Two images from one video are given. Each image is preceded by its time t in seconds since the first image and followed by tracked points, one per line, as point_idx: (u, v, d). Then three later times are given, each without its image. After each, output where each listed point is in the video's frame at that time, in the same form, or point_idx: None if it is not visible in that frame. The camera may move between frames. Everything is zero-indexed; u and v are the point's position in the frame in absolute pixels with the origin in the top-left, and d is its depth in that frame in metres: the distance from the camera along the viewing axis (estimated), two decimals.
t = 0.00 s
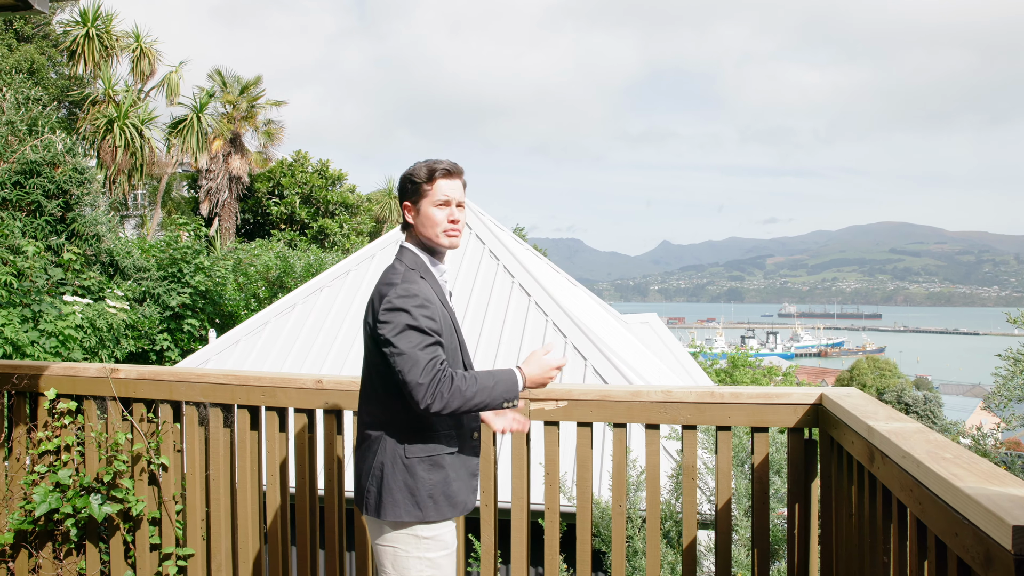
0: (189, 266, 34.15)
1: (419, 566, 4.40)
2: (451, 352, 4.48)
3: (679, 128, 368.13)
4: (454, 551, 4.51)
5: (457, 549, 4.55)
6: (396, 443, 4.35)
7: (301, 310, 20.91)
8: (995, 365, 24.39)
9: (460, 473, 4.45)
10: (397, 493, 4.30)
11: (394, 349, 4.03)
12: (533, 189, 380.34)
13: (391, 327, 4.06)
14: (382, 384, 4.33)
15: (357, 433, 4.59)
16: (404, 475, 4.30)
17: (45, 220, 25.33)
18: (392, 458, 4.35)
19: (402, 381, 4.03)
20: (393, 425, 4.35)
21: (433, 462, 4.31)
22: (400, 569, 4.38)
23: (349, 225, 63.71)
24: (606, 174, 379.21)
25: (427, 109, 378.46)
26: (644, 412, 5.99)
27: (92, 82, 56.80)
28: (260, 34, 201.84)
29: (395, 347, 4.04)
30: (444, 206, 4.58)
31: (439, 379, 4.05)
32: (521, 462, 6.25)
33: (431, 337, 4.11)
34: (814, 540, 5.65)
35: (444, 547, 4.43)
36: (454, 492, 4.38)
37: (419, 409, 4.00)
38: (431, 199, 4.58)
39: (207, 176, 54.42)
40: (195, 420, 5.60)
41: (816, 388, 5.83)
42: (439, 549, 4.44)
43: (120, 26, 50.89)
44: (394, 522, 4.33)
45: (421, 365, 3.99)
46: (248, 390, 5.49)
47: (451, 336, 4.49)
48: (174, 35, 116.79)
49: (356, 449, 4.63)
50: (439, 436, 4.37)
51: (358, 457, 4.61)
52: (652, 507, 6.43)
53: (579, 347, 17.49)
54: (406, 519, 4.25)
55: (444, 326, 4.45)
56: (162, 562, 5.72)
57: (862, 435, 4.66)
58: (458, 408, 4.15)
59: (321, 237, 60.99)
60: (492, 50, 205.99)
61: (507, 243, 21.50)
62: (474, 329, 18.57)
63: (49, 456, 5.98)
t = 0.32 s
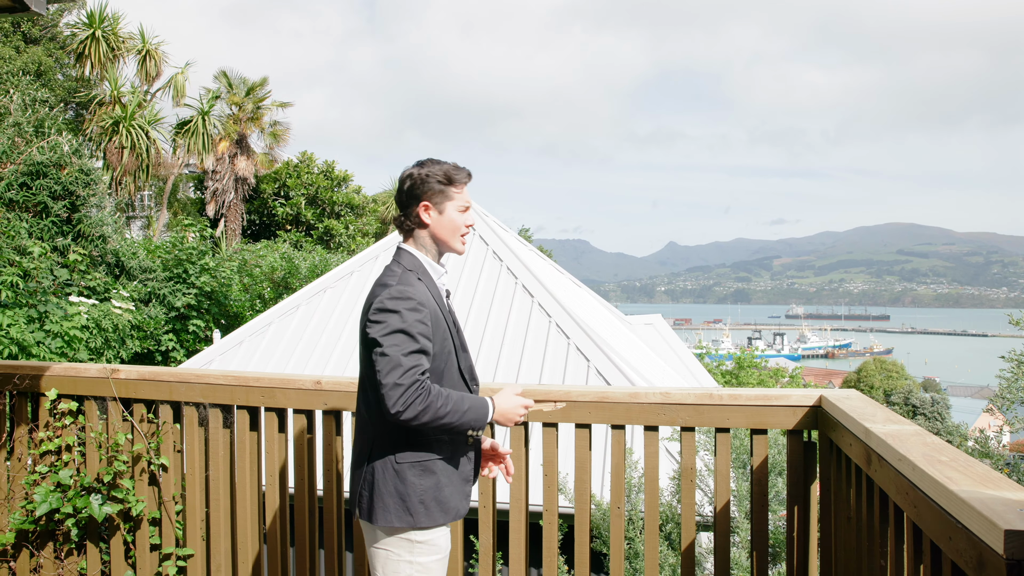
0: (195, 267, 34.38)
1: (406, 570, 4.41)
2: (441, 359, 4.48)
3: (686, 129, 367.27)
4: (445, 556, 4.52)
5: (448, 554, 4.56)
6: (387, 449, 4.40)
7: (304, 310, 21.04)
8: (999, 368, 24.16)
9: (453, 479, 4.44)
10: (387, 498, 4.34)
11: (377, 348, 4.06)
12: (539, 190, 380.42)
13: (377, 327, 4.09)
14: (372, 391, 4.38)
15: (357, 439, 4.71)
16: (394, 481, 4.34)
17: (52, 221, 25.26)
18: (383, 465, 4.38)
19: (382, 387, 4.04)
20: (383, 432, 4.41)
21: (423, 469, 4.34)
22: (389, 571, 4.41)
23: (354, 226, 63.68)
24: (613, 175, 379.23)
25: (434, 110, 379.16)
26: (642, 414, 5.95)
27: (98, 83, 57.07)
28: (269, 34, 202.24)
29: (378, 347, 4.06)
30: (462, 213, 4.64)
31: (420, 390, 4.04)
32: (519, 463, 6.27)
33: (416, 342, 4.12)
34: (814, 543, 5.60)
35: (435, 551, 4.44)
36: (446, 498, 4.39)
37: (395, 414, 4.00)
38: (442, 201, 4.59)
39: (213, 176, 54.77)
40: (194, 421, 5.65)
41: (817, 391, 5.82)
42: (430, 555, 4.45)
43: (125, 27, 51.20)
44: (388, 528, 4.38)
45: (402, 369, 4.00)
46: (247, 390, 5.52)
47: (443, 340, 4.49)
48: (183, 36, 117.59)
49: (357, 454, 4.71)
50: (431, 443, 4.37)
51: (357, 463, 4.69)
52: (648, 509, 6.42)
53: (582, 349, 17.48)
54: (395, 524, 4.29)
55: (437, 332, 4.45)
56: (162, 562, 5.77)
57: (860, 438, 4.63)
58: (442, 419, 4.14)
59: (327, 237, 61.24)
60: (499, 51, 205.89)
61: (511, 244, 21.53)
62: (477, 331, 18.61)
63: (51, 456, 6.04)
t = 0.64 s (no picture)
0: (199, 267, 34.45)
1: (434, 573, 4.43)
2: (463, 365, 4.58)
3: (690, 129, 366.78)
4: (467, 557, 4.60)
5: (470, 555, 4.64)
6: (419, 457, 4.37)
7: (307, 310, 21.07)
8: (1003, 370, 24.02)
9: (475, 476, 4.61)
10: (423, 505, 4.33)
11: (431, 362, 4.06)
12: (543, 189, 380.41)
13: (429, 341, 4.08)
14: (408, 403, 4.32)
15: (370, 446, 4.55)
16: (430, 487, 4.35)
17: (56, 221, 25.40)
18: (417, 472, 4.36)
19: (437, 398, 4.08)
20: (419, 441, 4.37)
21: (455, 471, 4.43)
22: None
23: (357, 226, 64.12)
24: (617, 175, 379.25)
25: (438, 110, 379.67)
26: (646, 417, 5.94)
27: (101, 83, 57.49)
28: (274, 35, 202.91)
29: (431, 361, 4.07)
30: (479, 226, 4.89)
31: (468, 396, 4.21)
32: (522, 468, 6.24)
33: (461, 351, 4.25)
34: (815, 547, 5.59)
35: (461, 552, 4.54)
36: (474, 496, 4.56)
37: (455, 424, 4.12)
38: (466, 210, 4.76)
39: (218, 176, 55.03)
40: (196, 422, 5.69)
41: (818, 393, 5.81)
42: (454, 556, 4.54)
43: (131, 28, 51.64)
44: (419, 534, 4.36)
45: (456, 378, 4.11)
46: (248, 392, 5.52)
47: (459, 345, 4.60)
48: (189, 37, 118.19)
49: (370, 462, 4.57)
50: (460, 443, 4.48)
51: (370, 471, 4.57)
52: (653, 513, 6.38)
53: (585, 349, 17.45)
54: (433, 529, 4.31)
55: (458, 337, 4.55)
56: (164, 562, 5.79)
57: (863, 440, 4.61)
58: (485, 422, 4.38)
59: (331, 238, 61.68)
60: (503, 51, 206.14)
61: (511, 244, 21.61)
62: (480, 331, 18.63)
63: (52, 457, 6.06)
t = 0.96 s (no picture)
0: (200, 265, 34.36)
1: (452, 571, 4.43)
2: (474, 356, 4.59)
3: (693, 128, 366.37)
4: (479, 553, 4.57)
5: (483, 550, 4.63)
6: (443, 453, 4.36)
7: (308, 309, 21.03)
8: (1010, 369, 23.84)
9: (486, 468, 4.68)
10: (447, 500, 4.33)
11: (462, 360, 4.06)
12: (545, 189, 380.31)
13: (459, 337, 4.07)
14: (433, 399, 4.28)
15: (386, 446, 4.44)
16: (453, 482, 4.37)
17: (58, 219, 25.47)
18: (440, 468, 4.34)
19: (470, 392, 4.10)
20: (442, 437, 4.35)
21: (475, 464, 4.49)
22: None
23: (360, 225, 64.09)
24: (619, 175, 379.18)
25: (440, 109, 379.68)
26: (651, 414, 5.87)
27: (103, 82, 57.56)
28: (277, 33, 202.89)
29: (461, 360, 4.07)
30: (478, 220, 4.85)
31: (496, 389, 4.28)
32: (526, 465, 6.16)
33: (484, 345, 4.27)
34: (824, 545, 5.52)
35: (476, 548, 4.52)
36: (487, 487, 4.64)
37: (489, 416, 4.20)
38: (466, 204, 4.69)
39: (220, 175, 55.07)
40: (196, 420, 5.64)
41: (825, 391, 5.73)
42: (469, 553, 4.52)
43: (134, 27, 51.56)
44: (441, 531, 4.34)
45: (486, 373, 4.15)
46: (249, 389, 5.46)
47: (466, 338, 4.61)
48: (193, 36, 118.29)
49: (386, 462, 4.44)
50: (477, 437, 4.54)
51: (386, 473, 4.45)
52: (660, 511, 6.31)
53: (588, 348, 17.34)
54: (458, 523, 4.34)
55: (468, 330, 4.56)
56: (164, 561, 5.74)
57: (872, 438, 4.53)
58: (509, 411, 4.46)
59: (333, 237, 61.72)
60: (505, 50, 206.22)
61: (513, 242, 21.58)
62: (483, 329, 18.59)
63: (52, 455, 6.02)
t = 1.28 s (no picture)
0: (201, 266, 34.27)
1: None
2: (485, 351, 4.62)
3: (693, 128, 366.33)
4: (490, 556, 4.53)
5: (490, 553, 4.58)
6: (468, 450, 4.34)
7: (309, 310, 20.95)
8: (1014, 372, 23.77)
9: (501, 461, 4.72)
10: (474, 497, 4.32)
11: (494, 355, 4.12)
12: (546, 189, 380.33)
13: (485, 335, 4.11)
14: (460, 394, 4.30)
15: (405, 450, 4.32)
16: (479, 476, 4.37)
17: (58, 220, 25.42)
18: (465, 465, 4.32)
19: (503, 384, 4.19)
20: (463, 435, 4.34)
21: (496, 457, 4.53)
22: None
23: (360, 225, 64.11)
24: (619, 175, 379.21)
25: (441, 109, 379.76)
26: (656, 417, 5.80)
27: (103, 82, 57.42)
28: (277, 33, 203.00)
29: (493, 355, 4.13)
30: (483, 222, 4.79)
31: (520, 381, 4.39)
32: (530, 468, 6.09)
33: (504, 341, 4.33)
34: (832, 549, 5.45)
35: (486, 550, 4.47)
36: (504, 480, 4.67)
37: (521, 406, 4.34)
38: (473, 206, 4.62)
39: (220, 174, 55.16)
40: (196, 422, 5.57)
41: (834, 395, 5.65)
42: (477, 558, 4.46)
43: (134, 26, 51.53)
44: (465, 532, 4.32)
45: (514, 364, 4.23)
46: (250, 393, 5.40)
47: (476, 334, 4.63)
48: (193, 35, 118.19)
49: (405, 468, 4.32)
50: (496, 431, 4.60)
51: (407, 479, 4.30)
52: (665, 514, 6.24)
53: (591, 349, 17.31)
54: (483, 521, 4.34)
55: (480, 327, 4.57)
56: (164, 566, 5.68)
57: (884, 443, 4.44)
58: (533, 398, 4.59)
59: (333, 237, 61.77)
60: (506, 50, 206.30)
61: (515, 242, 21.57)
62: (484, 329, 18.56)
63: (51, 459, 5.97)
